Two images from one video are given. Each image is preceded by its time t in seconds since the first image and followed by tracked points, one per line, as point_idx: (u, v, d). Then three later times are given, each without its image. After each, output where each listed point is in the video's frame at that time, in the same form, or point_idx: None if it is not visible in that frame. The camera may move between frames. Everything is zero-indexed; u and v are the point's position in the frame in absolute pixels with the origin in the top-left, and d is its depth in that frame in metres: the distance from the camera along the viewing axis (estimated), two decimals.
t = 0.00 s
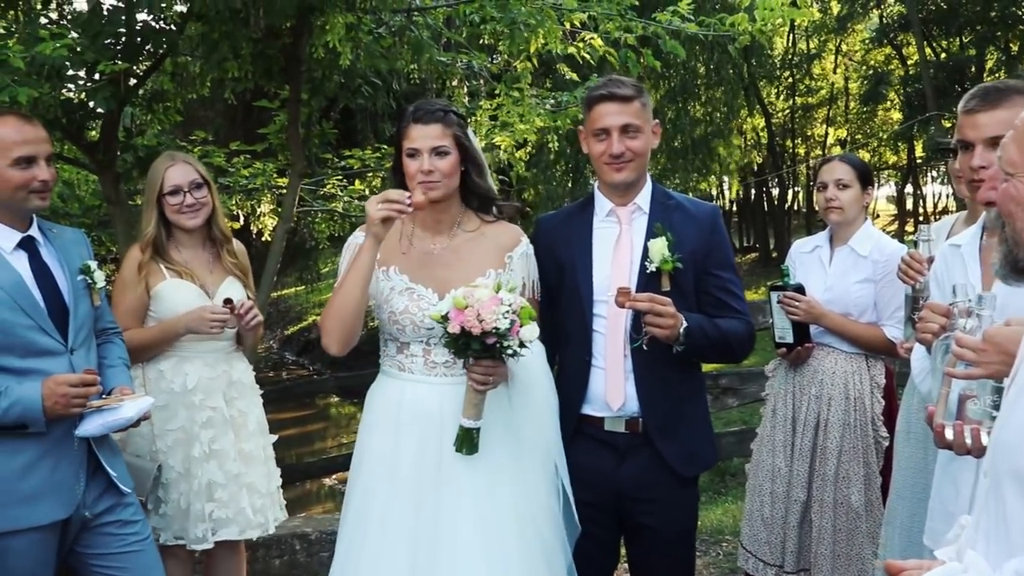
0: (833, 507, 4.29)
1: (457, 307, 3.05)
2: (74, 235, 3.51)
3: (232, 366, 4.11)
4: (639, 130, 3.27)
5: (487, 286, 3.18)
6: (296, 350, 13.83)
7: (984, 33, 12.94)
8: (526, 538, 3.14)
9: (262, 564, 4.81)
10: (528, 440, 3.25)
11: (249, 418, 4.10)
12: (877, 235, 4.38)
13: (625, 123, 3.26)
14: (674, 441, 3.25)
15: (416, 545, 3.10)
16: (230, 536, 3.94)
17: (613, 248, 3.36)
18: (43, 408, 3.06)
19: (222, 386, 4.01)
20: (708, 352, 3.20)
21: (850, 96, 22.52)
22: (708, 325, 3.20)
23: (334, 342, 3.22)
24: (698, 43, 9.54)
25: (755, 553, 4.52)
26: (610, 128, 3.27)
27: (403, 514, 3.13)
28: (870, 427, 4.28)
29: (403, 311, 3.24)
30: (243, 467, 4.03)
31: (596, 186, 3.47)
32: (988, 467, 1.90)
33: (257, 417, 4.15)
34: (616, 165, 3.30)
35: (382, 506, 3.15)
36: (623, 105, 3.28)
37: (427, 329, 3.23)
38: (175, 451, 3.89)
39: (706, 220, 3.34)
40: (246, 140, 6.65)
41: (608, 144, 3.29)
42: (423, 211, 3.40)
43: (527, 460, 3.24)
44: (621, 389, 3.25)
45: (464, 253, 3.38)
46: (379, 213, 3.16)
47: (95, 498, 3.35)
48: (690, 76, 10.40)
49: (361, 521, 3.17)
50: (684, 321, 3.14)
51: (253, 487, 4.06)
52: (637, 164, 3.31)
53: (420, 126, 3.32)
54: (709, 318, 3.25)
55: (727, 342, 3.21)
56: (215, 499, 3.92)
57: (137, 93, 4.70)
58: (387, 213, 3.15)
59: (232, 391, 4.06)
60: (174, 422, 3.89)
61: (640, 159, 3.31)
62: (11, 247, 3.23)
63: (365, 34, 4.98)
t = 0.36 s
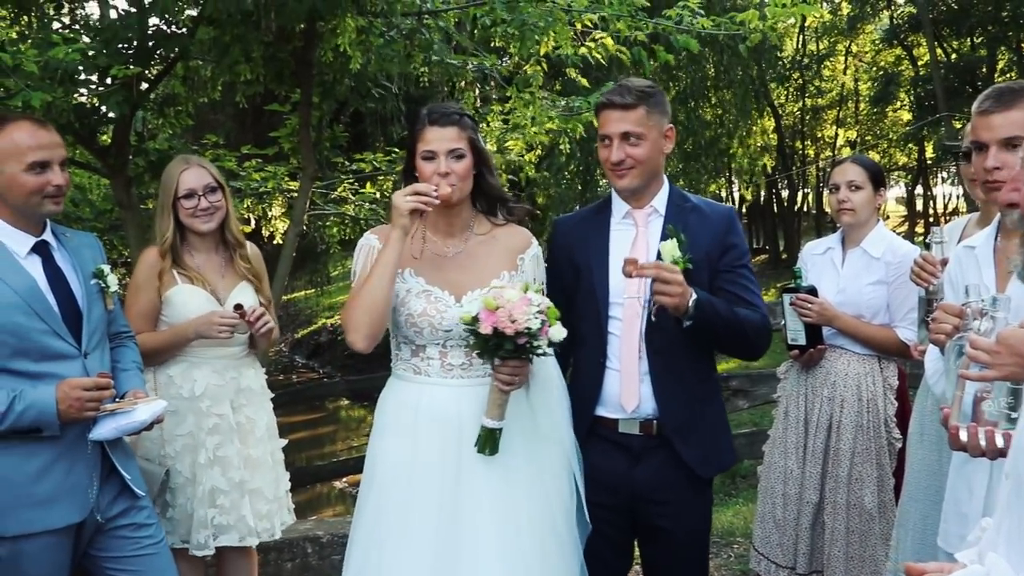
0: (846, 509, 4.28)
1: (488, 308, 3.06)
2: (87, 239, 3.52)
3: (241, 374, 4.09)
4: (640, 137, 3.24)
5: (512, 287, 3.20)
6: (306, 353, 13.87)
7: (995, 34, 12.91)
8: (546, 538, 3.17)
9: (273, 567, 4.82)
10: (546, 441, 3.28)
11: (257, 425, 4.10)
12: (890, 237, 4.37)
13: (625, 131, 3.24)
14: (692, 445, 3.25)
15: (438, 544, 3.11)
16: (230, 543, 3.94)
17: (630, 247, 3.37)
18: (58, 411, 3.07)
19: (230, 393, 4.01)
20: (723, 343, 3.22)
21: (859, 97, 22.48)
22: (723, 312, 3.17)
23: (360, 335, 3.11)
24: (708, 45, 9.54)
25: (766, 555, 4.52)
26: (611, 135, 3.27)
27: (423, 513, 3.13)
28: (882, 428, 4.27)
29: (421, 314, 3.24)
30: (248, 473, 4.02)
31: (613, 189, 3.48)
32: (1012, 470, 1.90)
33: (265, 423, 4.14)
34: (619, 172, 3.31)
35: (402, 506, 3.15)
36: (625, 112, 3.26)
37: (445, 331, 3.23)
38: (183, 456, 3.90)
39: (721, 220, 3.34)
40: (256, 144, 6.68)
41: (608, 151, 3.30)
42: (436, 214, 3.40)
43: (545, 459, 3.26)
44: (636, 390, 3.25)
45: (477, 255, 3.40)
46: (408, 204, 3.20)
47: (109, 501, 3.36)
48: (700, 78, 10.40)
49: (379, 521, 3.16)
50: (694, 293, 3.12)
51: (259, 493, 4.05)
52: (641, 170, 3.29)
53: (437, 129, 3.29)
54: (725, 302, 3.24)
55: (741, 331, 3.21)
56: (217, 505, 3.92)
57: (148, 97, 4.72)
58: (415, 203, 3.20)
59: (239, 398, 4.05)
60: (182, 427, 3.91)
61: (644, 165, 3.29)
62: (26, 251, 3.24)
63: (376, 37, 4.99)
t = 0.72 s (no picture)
0: (855, 511, 4.26)
1: (509, 310, 3.06)
2: (96, 242, 3.53)
3: (250, 373, 4.10)
4: (662, 134, 3.26)
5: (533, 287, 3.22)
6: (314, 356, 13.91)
7: (1004, 35, 12.89)
8: (561, 538, 3.20)
9: (282, 569, 4.83)
10: (558, 442, 3.31)
11: (266, 425, 4.11)
12: (898, 237, 4.37)
13: (648, 127, 3.25)
14: (701, 447, 3.23)
15: (456, 542, 3.11)
16: (246, 543, 3.95)
17: (638, 249, 3.37)
18: (67, 413, 3.07)
19: (239, 393, 4.02)
20: (733, 343, 3.19)
21: (867, 99, 22.44)
22: (732, 313, 3.14)
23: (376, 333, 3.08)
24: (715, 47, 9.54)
25: (775, 556, 4.51)
26: (633, 131, 3.26)
27: (440, 511, 3.14)
28: (890, 429, 4.26)
29: (434, 315, 3.23)
30: (261, 474, 4.03)
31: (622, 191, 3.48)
32: None
33: (275, 424, 4.15)
34: (641, 169, 3.29)
35: (419, 505, 3.15)
36: (647, 109, 3.27)
37: (457, 332, 3.23)
38: (194, 457, 3.91)
39: (729, 221, 3.35)
40: (264, 147, 6.70)
41: (630, 148, 3.28)
42: (442, 216, 3.41)
43: (556, 458, 3.29)
44: (644, 392, 3.24)
45: (484, 257, 3.41)
46: (423, 204, 3.20)
47: (118, 503, 3.36)
48: (707, 80, 10.41)
49: (395, 521, 3.15)
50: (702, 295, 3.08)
51: (271, 494, 4.06)
52: (661, 168, 3.30)
53: (447, 130, 3.31)
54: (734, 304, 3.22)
55: (750, 331, 3.18)
56: (232, 506, 3.93)
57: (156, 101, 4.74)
58: (431, 202, 3.20)
59: (248, 398, 4.06)
60: (191, 429, 3.91)
61: (664, 163, 3.30)
62: (35, 254, 3.26)
63: (384, 40, 5.00)
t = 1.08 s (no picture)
0: (858, 511, 4.26)
1: (522, 312, 3.07)
2: (101, 244, 3.54)
3: (254, 374, 4.12)
4: (676, 140, 3.27)
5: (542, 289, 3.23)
6: (317, 357, 13.92)
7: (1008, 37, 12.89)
8: (567, 540, 3.20)
9: (286, 571, 4.83)
10: (563, 443, 3.32)
11: (272, 426, 4.11)
12: (904, 239, 4.37)
13: (662, 134, 3.25)
14: (712, 445, 3.25)
15: (466, 543, 3.12)
16: (258, 544, 3.94)
17: (645, 255, 3.37)
18: (73, 414, 3.08)
19: (244, 394, 4.02)
20: (745, 350, 3.21)
21: (871, 100, 22.45)
22: (745, 322, 3.16)
23: (382, 324, 3.08)
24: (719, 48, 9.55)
25: (780, 558, 4.51)
26: (648, 139, 3.26)
27: (450, 512, 3.15)
28: (893, 431, 4.25)
29: (442, 316, 3.24)
30: (269, 475, 4.03)
31: (626, 195, 3.48)
32: None
33: (280, 424, 4.15)
34: (656, 177, 3.29)
35: (429, 505, 3.16)
36: (660, 115, 3.27)
37: (465, 333, 3.24)
38: (200, 459, 3.91)
39: (736, 224, 3.35)
40: (268, 148, 6.71)
41: (645, 155, 3.28)
42: (450, 218, 3.41)
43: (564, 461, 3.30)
44: (654, 395, 3.25)
45: (490, 260, 3.42)
46: (434, 200, 3.21)
47: (122, 505, 3.36)
48: (710, 82, 10.42)
49: (404, 519, 3.15)
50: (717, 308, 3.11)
51: (279, 495, 4.06)
52: (675, 174, 3.30)
53: (455, 131, 3.31)
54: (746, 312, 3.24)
55: (762, 339, 3.21)
56: (241, 507, 3.92)
57: (160, 103, 4.75)
58: (442, 198, 3.22)
59: (254, 399, 4.07)
60: (198, 430, 3.91)
61: (677, 169, 3.31)
62: (41, 256, 3.27)
63: (389, 42, 5.02)
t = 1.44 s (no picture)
0: (858, 512, 4.26)
1: (534, 313, 3.06)
2: (103, 245, 3.53)
3: (255, 373, 4.11)
4: (674, 157, 3.24)
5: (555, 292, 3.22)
6: (318, 359, 13.90)
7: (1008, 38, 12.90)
8: (568, 540, 3.22)
9: (288, 572, 4.82)
10: (563, 443, 3.34)
11: (272, 426, 4.11)
12: (904, 240, 4.37)
13: (659, 152, 3.22)
14: (732, 443, 3.26)
15: (466, 544, 3.12)
16: (260, 543, 3.94)
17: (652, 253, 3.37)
18: (75, 415, 3.07)
19: (245, 394, 4.02)
20: (749, 323, 3.20)
21: (871, 101, 22.47)
22: (747, 293, 3.14)
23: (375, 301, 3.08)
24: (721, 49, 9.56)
25: (780, 558, 4.50)
26: (645, 156, 3.23)
27: (450, 513, 3.14)
28: (893, 431, 4.25)
29: (448, 313, 3.23)
30: (269, 474, 4.03)
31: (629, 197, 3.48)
32: None
33: (280, 424, 4.15)
34: (653, 196, 3.28)
35: (429, 505, 3.15)
36: (658, 132, 3.21)
37: (470, 332, 3.23)
38: (203, 461, 3.90)
39: (740, 218, 3.35)
40: (269, 149, 6.72)
41: (642, 171, 3.26)
42: (460, 213, 3.40)
43: (563, 462, 3.31)
44: (657, 398, 3.24)
45: (499, 261, 3.41)
46: (437, 182, 3.23)
47: (125, 505, 3.35)
48: (711, 83, 10.43)
49: (406, 519, 3.15)
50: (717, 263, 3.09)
51: (278, 493, 4.07)
52: (672, 191, 3.29)
53: (462, 125, 3.33)
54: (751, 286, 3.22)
55: (763, 315, 3.20)
56: (244, 508, 3.92)
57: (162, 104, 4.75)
58: (445, 180, 3.24)
59: (255, 399, 4.06)
60: (200, 432, 3.90)
61: (675, 185, 3.29)
62: (44, 257, 3.26)
63: (390, 42, 5.03)
